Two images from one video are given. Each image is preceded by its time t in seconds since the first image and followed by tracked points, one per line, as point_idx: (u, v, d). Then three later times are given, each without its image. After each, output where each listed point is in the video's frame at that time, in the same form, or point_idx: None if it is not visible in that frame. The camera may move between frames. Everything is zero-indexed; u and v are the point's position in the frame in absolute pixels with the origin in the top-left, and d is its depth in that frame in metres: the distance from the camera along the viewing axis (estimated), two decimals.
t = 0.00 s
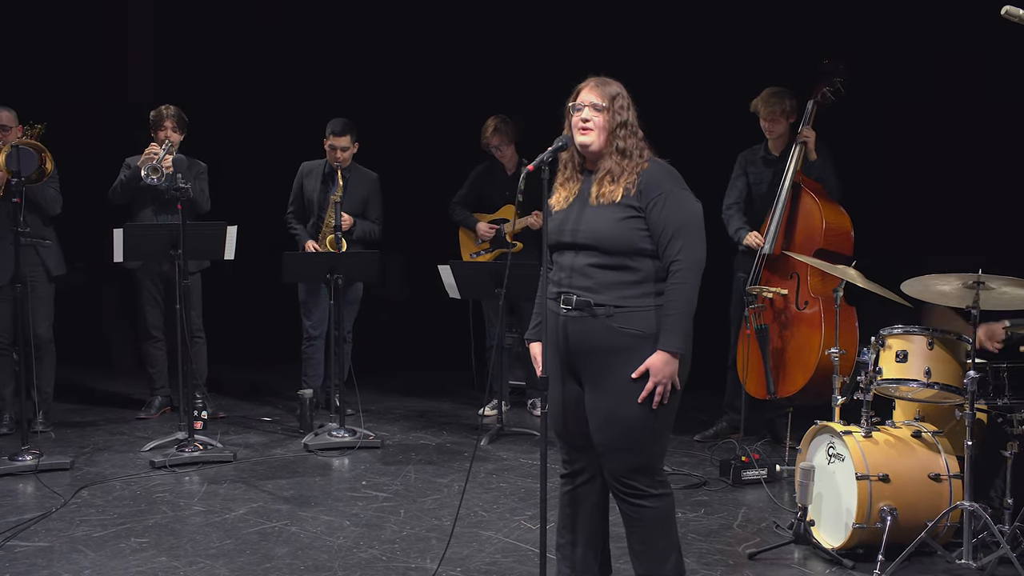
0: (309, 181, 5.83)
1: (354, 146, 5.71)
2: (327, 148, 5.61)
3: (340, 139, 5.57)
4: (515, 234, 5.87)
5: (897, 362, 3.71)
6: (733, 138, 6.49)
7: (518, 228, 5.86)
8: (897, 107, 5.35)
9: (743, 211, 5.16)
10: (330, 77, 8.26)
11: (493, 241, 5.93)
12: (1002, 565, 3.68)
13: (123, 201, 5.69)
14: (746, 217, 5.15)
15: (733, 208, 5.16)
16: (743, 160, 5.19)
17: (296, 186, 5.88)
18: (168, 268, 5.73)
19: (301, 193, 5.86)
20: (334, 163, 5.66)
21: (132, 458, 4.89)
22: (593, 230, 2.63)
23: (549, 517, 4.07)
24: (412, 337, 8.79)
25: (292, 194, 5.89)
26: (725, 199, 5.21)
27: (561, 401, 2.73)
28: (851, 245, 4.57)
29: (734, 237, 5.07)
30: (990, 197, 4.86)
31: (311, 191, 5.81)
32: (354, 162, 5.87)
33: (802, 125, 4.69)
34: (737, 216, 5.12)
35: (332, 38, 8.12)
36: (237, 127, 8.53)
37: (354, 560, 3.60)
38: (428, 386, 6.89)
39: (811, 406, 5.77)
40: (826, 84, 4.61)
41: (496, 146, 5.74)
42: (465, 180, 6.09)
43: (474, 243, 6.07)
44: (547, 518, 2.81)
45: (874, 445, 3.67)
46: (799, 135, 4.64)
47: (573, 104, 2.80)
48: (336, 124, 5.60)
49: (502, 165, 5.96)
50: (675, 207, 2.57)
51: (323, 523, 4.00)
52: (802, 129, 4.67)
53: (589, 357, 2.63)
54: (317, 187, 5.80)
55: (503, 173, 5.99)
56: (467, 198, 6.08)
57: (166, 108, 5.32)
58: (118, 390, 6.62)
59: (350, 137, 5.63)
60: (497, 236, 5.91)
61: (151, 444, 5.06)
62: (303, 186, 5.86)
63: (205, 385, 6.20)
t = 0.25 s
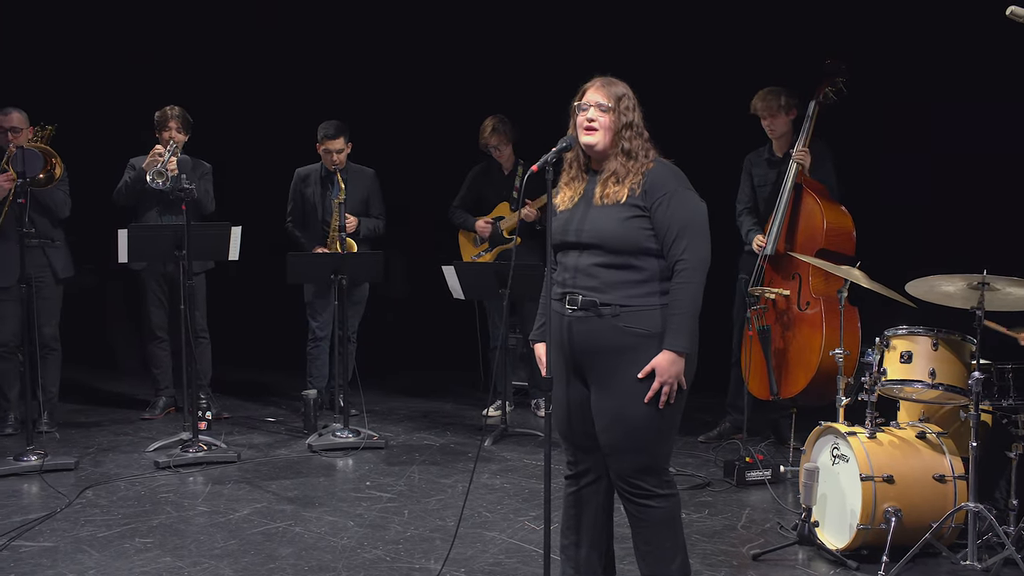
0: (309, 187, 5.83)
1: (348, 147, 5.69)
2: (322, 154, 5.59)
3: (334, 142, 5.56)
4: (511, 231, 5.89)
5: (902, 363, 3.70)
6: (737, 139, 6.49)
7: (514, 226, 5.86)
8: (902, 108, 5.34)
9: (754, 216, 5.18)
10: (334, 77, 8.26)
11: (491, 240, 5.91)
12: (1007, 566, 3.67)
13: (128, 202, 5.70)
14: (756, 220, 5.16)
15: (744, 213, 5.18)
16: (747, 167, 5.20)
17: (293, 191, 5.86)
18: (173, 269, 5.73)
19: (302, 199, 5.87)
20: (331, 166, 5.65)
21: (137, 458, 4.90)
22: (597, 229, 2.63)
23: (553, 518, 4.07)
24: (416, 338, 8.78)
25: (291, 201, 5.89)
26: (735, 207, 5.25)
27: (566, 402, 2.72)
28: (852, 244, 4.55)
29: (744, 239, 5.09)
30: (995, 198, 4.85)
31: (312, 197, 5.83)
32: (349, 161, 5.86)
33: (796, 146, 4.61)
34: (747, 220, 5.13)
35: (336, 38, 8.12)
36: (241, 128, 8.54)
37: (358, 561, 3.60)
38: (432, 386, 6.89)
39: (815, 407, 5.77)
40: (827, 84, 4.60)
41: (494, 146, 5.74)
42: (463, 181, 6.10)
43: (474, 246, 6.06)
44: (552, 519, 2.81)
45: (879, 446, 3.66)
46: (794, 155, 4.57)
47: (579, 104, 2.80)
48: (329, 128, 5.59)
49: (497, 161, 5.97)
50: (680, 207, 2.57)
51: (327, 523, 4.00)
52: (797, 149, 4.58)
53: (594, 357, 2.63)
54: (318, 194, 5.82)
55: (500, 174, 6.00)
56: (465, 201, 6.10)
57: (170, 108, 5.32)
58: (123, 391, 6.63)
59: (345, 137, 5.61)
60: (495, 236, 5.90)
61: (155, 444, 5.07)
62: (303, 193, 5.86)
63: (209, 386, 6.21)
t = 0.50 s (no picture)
0: (309, 185, 5.82)
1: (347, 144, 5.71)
2: (322, 152, 5.60)
3: (334, 139, 5.57)
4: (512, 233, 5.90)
5: (905, 364, 3.69)
6: (740, 140, 6.49)
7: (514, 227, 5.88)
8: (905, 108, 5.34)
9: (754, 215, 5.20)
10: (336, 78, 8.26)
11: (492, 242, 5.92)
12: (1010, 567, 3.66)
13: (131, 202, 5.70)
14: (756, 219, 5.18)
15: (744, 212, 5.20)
16: (749, 167, 5.21)
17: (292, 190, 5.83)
18: (176, 269, 5.74)
19: (302, 198, 5.84)
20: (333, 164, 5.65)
21: (139, 458, 4.90)
22: (601, 229, 2.63)
23: (555, 518, 4.07)
24: (418, 338, 8.78)
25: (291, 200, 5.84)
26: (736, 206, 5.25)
27: (569, 402, 2.72)
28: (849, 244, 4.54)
29: (744, 239, 5.10)
30: (1008, 200, 4.76)
31: (313, 195, 5.81)
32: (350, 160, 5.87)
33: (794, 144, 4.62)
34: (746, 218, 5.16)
35: (339, 38, 8.13)
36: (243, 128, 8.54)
37: (361, 561, 3.60)
38: (435, 386, 6.89)
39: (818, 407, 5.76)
40: (824, 83, 4.60)
41: (494, 149, 5.74)
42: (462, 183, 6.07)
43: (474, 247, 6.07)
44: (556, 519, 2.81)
45: (882, 446, 3.65)
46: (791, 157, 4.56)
47: (582, 104, 2.80)
48: (328, 126, 5.60)
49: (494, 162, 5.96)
50: (684, 207, 2.57)
51: (329, 524, 4.00)
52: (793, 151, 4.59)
53: (598, 357, 2.63)
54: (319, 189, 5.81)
55: (499, 175, 6.01)
56: (465, 203, 6.07)
57: (173, 109, 5.33)
58: (126, 391, 6.64)
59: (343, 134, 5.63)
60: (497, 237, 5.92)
61: (158, 444, 5.07)
62: (303, 191, 5.83)
63: (212, 386, 6.21)
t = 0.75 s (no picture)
0: (313, 181, 5.84)
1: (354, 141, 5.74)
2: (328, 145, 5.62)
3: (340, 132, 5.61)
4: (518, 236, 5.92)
5: (908, 364, 3.69)
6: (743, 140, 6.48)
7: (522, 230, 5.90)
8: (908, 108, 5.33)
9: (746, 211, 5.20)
10: (339, 77, 8.26)
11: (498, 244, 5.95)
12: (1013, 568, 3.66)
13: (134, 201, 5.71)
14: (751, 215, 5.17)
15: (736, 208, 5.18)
16: (745, 164, 5.22)
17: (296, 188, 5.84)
18: (179, 269, 5.74)
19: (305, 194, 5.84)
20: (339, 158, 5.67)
21: (143, 458, 4.91)
22: (604, 229, 2.63)
23: (558, 519, 4.07)
24: (420, 339, 8.79)
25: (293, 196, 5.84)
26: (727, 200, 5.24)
27: (572, 401, 2.72)
28: (845, 242, 4.54)
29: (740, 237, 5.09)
30: (1011, 200, 4.76)
31: (316, 189, 5.83)
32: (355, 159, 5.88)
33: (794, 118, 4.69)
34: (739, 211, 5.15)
35: (341, 37, 8.13)
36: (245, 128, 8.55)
37: (364, 561, 3.60)
38: (438, 387, 6.90)
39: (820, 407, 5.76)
40: (817, 84, 4.61)
41: (498, 157, 5.75)
42: (463, 184, 6.06)
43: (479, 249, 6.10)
44: (559, 519, 2.80)
45: (885, 447, 3.65)
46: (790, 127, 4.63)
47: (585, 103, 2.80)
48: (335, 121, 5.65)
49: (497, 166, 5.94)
50: (687, 207, 2.57)
51: (332, 524, 4.00)
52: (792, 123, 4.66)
53: (601, 356, 2.62)
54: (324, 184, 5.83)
55: (502, 179, 5.99)
56: (466, 205, 6.06)
57: (175, 109, 5.34)
58: (129, 391, 6.65)
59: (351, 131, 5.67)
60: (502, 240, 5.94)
61: (161, 444, 5.08)
62: (307, 187, 5.84)
63: (215, 386, 6.21)
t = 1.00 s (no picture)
0: (317, 180, 5.85)
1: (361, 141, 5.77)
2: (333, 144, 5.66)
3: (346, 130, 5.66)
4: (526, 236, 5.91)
5: (911, 364, 3.68)
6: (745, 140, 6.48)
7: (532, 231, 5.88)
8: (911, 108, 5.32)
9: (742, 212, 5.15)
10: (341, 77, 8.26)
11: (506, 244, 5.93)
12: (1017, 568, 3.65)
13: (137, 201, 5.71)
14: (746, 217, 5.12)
15: (732, 209, 5.14)
16: (738, 165, 5.19)
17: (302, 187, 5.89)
18: (182, 269, 5.74)
19: (309, 192, 5.87)
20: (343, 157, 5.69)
21: (146, 458, 4.91)
22: (606, 227, 2.63)
23: (561, 519, 4.07)
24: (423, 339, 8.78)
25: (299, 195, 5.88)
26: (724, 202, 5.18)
27: (573, 401, 2.72)
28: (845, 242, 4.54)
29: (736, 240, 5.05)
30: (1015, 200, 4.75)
31: (320, 188, 5.84)
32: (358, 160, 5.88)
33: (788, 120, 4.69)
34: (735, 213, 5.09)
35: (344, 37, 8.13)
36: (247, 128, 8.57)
37: (366, 561, 3.60)
38: (440, 386, 6.90)
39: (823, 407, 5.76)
40: (811, 84, 4.60)
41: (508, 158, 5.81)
42: (468, 182, 6.06)
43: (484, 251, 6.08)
44: (560, 520, 2.80)
45: (888, 447, 3.64)
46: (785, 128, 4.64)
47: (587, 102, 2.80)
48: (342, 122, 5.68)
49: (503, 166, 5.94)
50: (689, 206, 2.58)
51: (335, 524, 4.00)
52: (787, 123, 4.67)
53: (603, 355, 2.62)
54: (327, 182, 5.84)
55: (508, 178, 6.00)
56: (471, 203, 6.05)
57: (178, 109, 5.34)
58: (132, 391, 6.65)
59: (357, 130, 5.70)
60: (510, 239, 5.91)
61: (164, 445, 5.08)
62: (311, 186, 5.87)
63: (217, 386, 6.22)
